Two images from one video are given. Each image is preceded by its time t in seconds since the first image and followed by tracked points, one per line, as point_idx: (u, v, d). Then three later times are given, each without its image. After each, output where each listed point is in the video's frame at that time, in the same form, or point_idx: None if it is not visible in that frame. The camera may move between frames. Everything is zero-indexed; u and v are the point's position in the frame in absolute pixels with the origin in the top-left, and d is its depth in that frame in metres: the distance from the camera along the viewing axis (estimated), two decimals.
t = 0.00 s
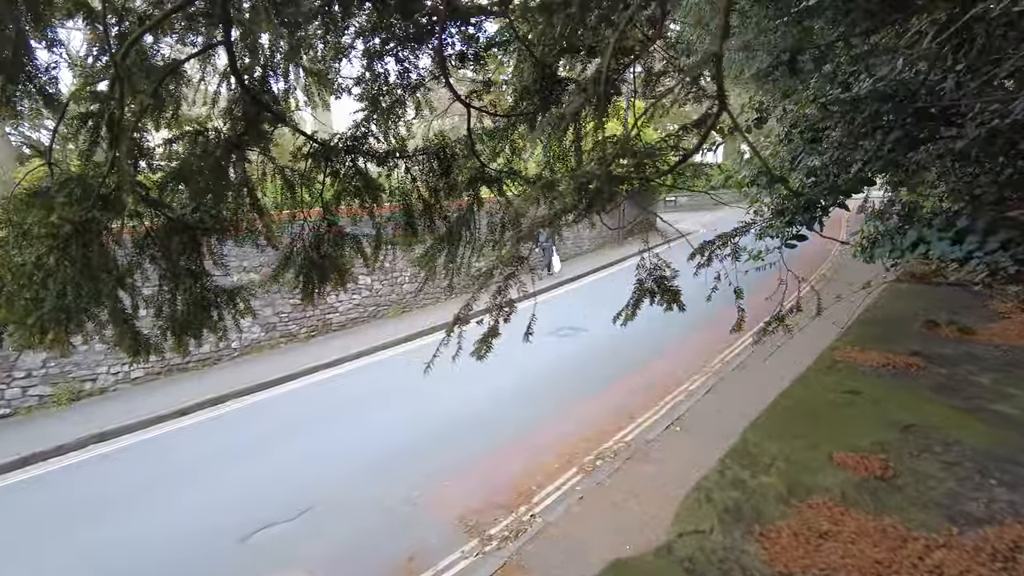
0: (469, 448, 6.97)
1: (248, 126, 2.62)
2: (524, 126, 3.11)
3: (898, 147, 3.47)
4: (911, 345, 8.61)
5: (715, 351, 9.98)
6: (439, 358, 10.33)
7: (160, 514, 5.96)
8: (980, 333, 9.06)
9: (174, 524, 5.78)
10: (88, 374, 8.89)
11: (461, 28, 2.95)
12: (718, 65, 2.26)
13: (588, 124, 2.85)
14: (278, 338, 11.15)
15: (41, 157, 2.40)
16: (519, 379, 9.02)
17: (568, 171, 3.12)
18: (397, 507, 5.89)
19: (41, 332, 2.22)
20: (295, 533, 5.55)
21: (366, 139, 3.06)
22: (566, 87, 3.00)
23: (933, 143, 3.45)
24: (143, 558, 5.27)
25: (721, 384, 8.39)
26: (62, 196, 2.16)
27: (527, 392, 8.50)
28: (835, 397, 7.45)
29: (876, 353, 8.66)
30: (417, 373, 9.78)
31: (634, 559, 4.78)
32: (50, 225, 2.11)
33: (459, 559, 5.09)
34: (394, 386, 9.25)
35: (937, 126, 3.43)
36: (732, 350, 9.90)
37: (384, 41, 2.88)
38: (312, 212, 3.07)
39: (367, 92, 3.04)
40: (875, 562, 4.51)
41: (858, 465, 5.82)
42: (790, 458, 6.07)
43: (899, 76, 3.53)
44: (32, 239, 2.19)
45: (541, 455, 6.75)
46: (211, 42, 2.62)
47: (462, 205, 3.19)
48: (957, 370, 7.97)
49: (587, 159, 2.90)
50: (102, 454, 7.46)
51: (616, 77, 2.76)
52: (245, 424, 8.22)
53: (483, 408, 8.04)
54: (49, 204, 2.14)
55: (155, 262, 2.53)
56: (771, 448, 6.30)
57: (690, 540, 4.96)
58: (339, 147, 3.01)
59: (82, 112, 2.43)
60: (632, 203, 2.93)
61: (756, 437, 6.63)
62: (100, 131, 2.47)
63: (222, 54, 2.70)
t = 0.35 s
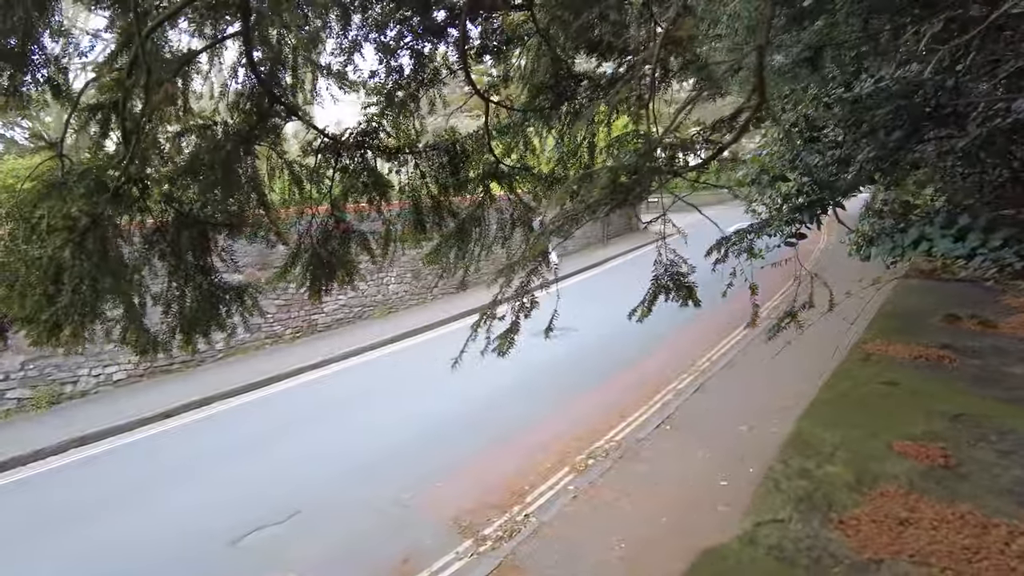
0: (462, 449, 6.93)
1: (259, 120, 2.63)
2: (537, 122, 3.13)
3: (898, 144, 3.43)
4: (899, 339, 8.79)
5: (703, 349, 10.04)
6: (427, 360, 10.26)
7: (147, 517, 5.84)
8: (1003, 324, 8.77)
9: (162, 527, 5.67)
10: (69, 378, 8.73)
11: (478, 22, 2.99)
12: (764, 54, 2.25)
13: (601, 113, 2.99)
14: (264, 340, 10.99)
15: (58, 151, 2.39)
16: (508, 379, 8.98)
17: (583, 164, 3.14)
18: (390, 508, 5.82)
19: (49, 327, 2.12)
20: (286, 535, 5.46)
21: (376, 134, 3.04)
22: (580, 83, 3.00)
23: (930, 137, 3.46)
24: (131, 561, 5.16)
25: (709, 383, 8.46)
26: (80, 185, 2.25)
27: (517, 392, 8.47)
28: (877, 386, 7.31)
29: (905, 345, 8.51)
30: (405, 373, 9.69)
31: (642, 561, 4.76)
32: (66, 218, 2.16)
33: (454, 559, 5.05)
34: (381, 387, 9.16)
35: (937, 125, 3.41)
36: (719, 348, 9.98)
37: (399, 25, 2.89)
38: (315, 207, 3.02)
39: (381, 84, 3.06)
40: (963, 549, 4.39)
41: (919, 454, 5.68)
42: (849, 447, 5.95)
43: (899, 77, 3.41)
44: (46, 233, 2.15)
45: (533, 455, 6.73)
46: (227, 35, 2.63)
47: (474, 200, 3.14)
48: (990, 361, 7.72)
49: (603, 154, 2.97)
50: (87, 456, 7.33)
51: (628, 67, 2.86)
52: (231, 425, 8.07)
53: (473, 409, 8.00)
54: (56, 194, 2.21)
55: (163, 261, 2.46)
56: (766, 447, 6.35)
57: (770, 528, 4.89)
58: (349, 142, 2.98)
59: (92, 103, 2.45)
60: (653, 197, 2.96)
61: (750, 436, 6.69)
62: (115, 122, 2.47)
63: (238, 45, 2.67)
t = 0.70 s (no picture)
0: (445, 446, 6.90)
1: (260, 108, 2.59)
2: (541, 111, 3.03)
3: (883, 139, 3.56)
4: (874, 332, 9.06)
5: (682, 344, 10.16)
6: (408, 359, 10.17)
7: (124, 519, 5.68)
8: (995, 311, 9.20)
9: (142, 528, 5.52)
10: (39, 380, 8.47)
11: (477, 9, 2.89)
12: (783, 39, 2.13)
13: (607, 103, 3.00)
14: (242, 340, 10.78)
15: (56, 136, 2.25)
16: (491, 376, 8.95)
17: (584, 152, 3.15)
18: (375, 506, 5.77)
19: (47, 315, 2.03)
20: (269, 535, 5.38)
21: (377, 123, 3.02)
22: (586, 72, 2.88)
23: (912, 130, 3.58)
24: (111, 565, 5.02)
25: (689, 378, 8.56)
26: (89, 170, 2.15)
27: (500, 388, 8.46)
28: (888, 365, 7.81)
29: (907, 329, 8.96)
30: (385, 372, 9.60)
31: (631, 554, 4.82)
32: (65, 202, 2.09)
33: (442, 555, 5.04)
34: (362, 386, 9.06)
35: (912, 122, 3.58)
36: (698, 344, 10.10)
37: (402, 9, 2.85)
38: (309, 203, 2.96)
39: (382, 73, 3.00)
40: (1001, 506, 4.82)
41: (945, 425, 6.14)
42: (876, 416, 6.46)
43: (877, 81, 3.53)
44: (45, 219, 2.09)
45: (517, 451, 6.74)
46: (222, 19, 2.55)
47: (473, 190, 3.12)
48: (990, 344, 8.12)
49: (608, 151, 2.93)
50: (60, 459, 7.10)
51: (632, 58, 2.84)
52: (209, 426, 7.90)
53: (456, 405, 7.97)
54: (69, 174, 2.11)
55: (162, 251, 2.38)
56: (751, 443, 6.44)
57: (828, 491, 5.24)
58: (351, 130, 2.95)
59: (93, 86, 2.30)
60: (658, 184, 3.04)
61: (735, 430, 6.79)
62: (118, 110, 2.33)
63: (237, 30, 2.59)
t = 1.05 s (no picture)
0: (433, 442, 6.72)
1: (259, 86, 2.44)
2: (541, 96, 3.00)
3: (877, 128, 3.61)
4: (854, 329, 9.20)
5: (667, 338, 10.15)
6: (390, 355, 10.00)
7: (103, 519, 5.51)
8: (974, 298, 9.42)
9: (120, 528, 5.36)
10: (10, 381, 8.21)
11: None
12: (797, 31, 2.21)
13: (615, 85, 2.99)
14: (220, 340, 10.58)
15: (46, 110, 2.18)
16: (477, 372, 8.81)
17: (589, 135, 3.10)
18: (360, 504, 5.59)
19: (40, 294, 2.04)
20: (250, 535, 5.19)
21: (376, 105, 2.94)
22: (588, 56, 2.87)
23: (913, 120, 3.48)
24: (89, 566, 4.86)
25: (674, 372, 8.52)
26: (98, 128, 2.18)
27: (486, 383, 8.35)
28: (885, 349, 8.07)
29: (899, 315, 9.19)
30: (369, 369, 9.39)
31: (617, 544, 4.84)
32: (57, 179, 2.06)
33: (432, 553, 4.90)
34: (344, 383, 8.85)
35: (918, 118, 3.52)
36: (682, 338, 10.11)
37: None
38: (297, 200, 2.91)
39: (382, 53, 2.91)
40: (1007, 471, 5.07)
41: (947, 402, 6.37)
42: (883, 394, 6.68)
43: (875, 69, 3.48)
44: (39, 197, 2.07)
45: (505, 447, 6.60)
46: None
47: (469, 177, 3.07)
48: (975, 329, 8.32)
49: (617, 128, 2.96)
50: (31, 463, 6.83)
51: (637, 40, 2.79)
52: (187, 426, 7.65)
53: (443, 401, 7.81)
54: (68, 143, 2.11)
55: (158, 236, 2.33)
56: (741, 435, 6.47)
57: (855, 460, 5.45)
58: (348, 113, 2.87)
59: (84, 60, 2.22)
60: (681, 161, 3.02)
61: (721, 422, 6.83)
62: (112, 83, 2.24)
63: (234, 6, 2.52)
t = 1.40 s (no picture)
0: (421, 437, 6.58)
1: (250, 63, 2.38)
2: (534, 82, 2.93)
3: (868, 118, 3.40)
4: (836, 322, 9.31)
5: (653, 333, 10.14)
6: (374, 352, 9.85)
7: (81, 522, 5.30)
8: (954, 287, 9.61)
9: (99, 530, 5.17)
10: None
11: None
12: None
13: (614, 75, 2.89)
14: (200, 339, 10.36)
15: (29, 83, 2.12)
16: (464, 367, 8.70)
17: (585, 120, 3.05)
18: (345, 501, 5.45)
19: (29, 271, 2.01)
20: (235, 535, 5.05)
21: (370, 88, 2.86)
22: (586, 39, 2.76)
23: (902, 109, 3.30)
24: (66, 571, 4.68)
25: (660, 366, 8.52)
26: (81, 104, 2.05)
27: (472, 378, 8.24)
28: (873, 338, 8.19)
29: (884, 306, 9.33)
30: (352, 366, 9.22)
31: (611, 537, 4.78)
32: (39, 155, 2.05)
33: (419, 551, 4.82)
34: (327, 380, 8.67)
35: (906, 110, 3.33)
36: (668, 333, 10.10)
37: None
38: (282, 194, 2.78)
39: (375, 35, 2.85)
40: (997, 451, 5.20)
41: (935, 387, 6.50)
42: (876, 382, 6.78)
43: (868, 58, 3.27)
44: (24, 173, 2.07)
45: (493, 442, 6.46)
46: None
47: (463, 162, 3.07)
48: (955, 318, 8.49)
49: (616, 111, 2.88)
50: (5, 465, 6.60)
51: (633, 22, 2.55)
52: (166, 426, 7.43)
53: (429, 396, 7.68)
54: (54, 114, 1.99)
55: (146, 217, 2.23)
56: (729, 426, 6.51)
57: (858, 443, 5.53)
58: (341, 94, 2.80)
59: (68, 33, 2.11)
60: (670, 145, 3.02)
61: (709, 414, 6.86)
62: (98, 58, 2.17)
63: None
